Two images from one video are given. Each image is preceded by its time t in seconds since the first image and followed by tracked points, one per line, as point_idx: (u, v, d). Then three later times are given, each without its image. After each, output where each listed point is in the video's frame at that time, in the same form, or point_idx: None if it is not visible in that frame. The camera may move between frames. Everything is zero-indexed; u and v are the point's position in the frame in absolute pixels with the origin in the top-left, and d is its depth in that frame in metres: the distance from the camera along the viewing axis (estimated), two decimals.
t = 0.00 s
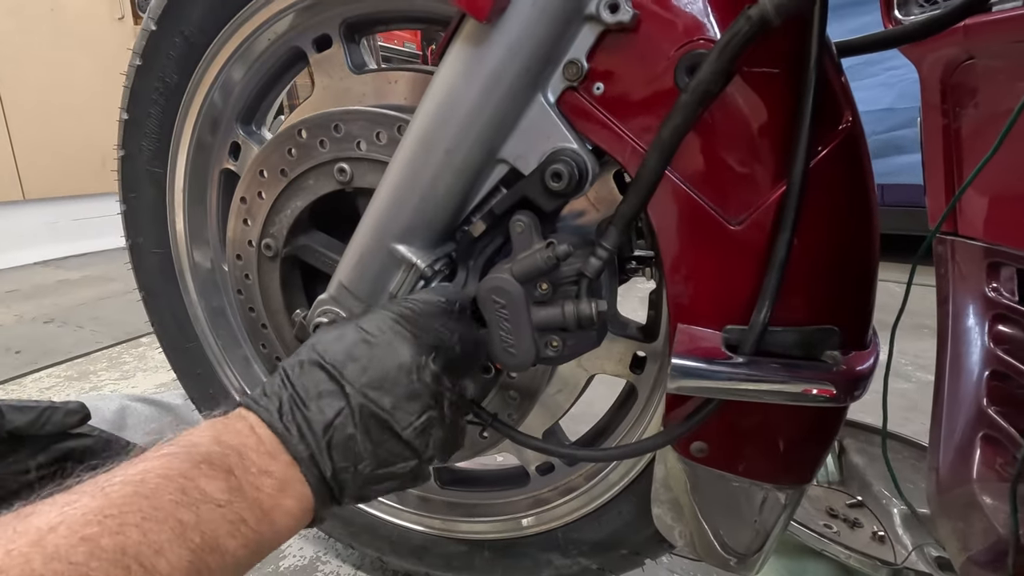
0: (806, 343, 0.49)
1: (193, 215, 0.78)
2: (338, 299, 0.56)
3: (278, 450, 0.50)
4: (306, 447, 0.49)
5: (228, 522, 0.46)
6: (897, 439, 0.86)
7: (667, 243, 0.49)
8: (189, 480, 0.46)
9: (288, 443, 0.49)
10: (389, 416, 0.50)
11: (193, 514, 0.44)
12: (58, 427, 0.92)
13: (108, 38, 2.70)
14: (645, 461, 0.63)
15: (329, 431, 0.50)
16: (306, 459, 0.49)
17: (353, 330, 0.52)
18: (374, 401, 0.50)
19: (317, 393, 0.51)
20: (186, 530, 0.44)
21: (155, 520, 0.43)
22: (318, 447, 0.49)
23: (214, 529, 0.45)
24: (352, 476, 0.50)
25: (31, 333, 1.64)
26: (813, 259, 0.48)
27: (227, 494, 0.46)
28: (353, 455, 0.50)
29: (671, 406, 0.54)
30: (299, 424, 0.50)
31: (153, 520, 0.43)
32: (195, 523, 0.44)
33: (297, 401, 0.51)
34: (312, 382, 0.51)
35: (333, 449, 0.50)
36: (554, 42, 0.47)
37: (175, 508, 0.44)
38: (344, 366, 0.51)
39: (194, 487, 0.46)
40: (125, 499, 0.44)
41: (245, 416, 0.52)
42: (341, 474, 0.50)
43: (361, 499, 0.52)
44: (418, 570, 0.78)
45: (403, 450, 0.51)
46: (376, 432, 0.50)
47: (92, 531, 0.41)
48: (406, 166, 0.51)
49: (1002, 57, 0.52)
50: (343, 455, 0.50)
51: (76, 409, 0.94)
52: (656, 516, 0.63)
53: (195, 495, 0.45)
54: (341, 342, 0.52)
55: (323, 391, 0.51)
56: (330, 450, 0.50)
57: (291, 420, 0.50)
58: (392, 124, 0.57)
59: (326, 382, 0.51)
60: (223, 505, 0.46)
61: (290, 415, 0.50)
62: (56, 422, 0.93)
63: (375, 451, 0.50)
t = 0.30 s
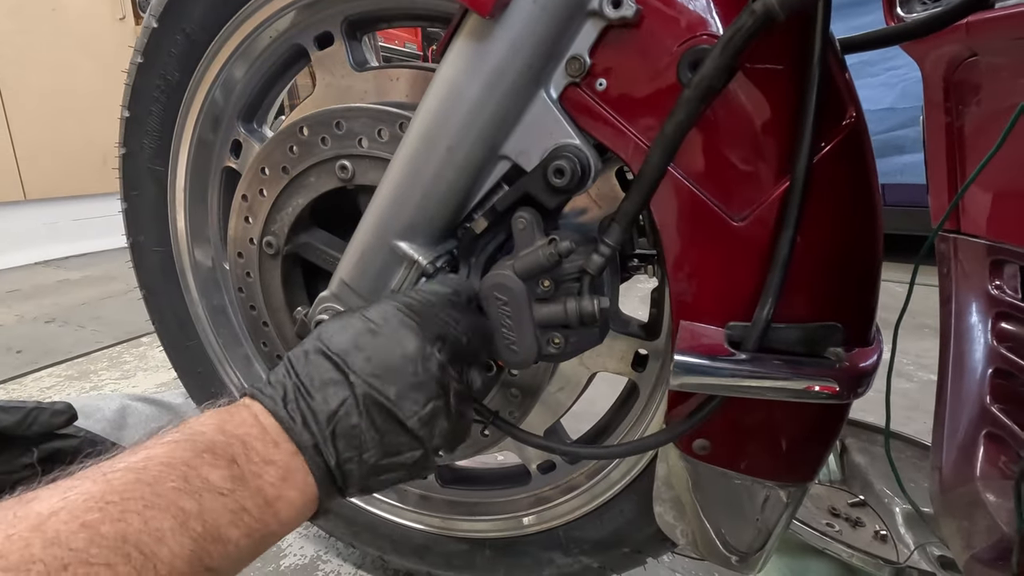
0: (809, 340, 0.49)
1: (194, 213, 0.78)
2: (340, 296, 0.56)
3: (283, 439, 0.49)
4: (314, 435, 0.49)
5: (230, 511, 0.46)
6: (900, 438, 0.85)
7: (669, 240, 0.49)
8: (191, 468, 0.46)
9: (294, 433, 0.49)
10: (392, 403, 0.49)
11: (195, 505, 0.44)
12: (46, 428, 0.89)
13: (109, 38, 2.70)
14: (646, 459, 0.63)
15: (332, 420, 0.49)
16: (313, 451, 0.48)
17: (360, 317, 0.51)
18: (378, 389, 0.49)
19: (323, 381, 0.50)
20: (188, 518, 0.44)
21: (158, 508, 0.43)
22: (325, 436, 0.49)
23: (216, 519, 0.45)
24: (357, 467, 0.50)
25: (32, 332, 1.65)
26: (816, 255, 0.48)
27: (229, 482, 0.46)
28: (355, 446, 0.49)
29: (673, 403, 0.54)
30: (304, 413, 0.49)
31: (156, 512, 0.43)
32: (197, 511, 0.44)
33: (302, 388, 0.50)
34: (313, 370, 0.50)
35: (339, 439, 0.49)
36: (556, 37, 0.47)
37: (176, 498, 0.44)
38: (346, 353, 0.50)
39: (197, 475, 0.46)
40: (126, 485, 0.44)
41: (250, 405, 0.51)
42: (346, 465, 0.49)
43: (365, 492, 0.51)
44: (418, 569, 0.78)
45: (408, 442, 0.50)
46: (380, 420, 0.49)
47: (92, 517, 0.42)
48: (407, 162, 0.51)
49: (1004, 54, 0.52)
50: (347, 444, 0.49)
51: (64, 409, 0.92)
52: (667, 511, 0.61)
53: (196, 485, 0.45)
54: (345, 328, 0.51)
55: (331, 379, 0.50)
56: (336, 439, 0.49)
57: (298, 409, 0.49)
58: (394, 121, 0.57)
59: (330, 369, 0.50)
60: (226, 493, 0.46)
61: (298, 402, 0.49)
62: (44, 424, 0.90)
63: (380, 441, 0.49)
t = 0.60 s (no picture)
0: (788, 340, 0.49)
1: (185, 213, 0.78)
2: (325, 295, 0.57)
3: (259, 436, 0.50)
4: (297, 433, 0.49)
5: (202, 508, 0.46)
6: (889, 437, 0.86)
7: (650, 239, 0.49)
8: (164, 465, 0.47)
9: (271, 431, 0.49)
10: (376, 409, 0.51)
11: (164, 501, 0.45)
12: (21, 439, 0.85)
13: (108, 38, 2.71)
14: (633, 457, 0.64)
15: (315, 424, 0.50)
16: (292, 447, 0.49)
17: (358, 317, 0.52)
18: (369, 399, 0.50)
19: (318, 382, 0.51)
20: (159, 514, 0.44)
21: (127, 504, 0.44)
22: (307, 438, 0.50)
23: (188, 515, 0.45)
24: (334, 465, 0.51)
25: (30, 332, 1.65)
26: (795, 254, 0.48)
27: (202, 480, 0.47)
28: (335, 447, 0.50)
29: (656, 403, 0.55)
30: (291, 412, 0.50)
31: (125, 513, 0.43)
32: (168, 507, 0.45)
33: (291, 385, 0.51)
34: (306, 368, 0.51)
35: (318, 438, 0.50)
36: (536, 38, 0.47)
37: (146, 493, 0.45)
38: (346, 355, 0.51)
39: (169, 471, 0.47)
40: (98, 482, 0.45)
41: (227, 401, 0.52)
42: (323, 462, 0.50)
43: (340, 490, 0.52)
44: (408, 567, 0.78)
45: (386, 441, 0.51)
46: (362, 423, 0.51)
47: (62, 513, 0.43)
48: (391, 163, 0.52)
49: (987, 55, 0.52)
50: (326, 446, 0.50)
51: (39, 420, 0.88)
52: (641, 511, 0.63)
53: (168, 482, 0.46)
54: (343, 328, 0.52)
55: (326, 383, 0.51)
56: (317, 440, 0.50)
57: (284, 409, 0.50)
58: (380, 121, 0.57)
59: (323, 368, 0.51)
60: (199, 489, 0.47)
61: (282, 400, 0.50)
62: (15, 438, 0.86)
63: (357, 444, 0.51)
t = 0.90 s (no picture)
0: (783, 340, 0.49)
1: (183, 213, 0.78)
2: (322, 295, 0.57)
3: (260, 432, 0.49)
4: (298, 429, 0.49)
5: (199, 501, 0.46)
6: (886, 437, 0.86)
7: (645, 239, 0.49)
8: (161, 458, 0.46)
9: (272, 425, 0.49)
10: (377, 407, 0.50)
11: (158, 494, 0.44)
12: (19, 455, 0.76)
13: (107, 38, 2.71)
14: (629, 457, 0.64)
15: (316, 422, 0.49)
16: (290, 442, 0.49)
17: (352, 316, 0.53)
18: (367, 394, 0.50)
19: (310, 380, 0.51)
20: (155, 508, 0.44)
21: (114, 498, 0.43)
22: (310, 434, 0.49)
23: (185, 509, 0.45)
24: (334, 462, 0.50)
25: (29, 332, 1.65)
26: (790, 255, 0.48)
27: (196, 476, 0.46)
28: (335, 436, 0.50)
29: (651, 403, 0.55)
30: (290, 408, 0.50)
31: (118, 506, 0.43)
32: (164, 502, 0.44)
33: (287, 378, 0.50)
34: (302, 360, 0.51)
35: (319, 434, 0.49)
36: (531, 39, 0.47)
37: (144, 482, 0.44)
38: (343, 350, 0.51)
39: (165, 465, 0.46)
40: (92, 475, 0.44)
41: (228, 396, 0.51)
42: (322, 459, 0.50)
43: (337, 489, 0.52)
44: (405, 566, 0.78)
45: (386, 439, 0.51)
46: (363, 422, 0.50)
47: (55, 507, 0.42)
48: (387, 163, 0.52)
49: (984, 55, 0.52)
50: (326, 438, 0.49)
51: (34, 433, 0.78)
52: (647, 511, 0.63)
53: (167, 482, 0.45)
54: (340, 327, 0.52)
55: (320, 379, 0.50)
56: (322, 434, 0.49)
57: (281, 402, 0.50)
58: (376, 121, 0.57)
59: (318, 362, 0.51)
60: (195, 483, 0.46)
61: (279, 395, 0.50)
62: None
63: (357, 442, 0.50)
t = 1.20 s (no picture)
0: (784, 340, 0.49)
1: (184, 213, 0.79)
2: (323, 296, 0.57)
3: (271, 433, 0.49)
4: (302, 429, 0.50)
5: (209, 504, 0.45)
6: (886, 438, 0.86)
7: (646, 240, 0.50)
8: (175, 460, 0.45)
9: (282, 428, 0.49)
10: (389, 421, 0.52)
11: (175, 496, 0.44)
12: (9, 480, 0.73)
13: (108, 39, 2.71)
14: (630, 457, 0.64)
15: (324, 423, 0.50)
16: (296, 445, 0.49)
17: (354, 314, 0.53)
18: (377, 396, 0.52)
19: (316, 379, 0.51)
20: (168, 511, 0.44)
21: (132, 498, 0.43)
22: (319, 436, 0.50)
23: (196, 511, 0.45)
24: (336, 464, 0.51)
25: (31, 332, 1.65)
26: (790, 255, 0.48)
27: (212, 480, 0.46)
28: (342, 435, 0.51)
29: (652, 403, 0.55)
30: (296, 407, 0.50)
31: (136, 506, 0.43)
32: (177, 504, 0.44)
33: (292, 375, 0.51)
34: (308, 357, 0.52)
35: (330, 438, 0.50)
36: (532, 39, 0.47)
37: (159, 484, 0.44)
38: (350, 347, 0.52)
39: (179, 468, 0.45)
40: (110, 478, 0.43)
41: (241, 391, 0.51)
42: (329, 461, 0.51)
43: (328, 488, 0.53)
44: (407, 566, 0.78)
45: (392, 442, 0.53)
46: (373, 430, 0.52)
47: (73, 510, 0.41)
48: (388, 163, 0.52)
49: (985, 55, 0.52)
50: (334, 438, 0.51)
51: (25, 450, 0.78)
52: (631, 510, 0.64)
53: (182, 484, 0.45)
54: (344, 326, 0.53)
55: (327, 378, 0.51)
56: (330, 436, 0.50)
57: (290, 403, 0.50)
58: (378, 122, 0.58)
59: (324, 360, 0.52)
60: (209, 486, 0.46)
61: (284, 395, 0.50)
62: None
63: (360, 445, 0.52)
